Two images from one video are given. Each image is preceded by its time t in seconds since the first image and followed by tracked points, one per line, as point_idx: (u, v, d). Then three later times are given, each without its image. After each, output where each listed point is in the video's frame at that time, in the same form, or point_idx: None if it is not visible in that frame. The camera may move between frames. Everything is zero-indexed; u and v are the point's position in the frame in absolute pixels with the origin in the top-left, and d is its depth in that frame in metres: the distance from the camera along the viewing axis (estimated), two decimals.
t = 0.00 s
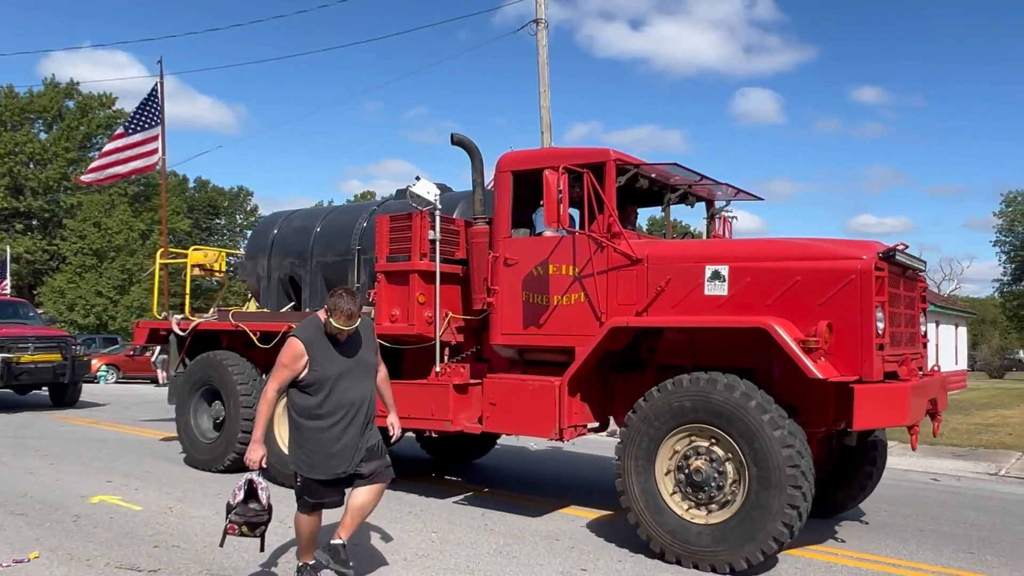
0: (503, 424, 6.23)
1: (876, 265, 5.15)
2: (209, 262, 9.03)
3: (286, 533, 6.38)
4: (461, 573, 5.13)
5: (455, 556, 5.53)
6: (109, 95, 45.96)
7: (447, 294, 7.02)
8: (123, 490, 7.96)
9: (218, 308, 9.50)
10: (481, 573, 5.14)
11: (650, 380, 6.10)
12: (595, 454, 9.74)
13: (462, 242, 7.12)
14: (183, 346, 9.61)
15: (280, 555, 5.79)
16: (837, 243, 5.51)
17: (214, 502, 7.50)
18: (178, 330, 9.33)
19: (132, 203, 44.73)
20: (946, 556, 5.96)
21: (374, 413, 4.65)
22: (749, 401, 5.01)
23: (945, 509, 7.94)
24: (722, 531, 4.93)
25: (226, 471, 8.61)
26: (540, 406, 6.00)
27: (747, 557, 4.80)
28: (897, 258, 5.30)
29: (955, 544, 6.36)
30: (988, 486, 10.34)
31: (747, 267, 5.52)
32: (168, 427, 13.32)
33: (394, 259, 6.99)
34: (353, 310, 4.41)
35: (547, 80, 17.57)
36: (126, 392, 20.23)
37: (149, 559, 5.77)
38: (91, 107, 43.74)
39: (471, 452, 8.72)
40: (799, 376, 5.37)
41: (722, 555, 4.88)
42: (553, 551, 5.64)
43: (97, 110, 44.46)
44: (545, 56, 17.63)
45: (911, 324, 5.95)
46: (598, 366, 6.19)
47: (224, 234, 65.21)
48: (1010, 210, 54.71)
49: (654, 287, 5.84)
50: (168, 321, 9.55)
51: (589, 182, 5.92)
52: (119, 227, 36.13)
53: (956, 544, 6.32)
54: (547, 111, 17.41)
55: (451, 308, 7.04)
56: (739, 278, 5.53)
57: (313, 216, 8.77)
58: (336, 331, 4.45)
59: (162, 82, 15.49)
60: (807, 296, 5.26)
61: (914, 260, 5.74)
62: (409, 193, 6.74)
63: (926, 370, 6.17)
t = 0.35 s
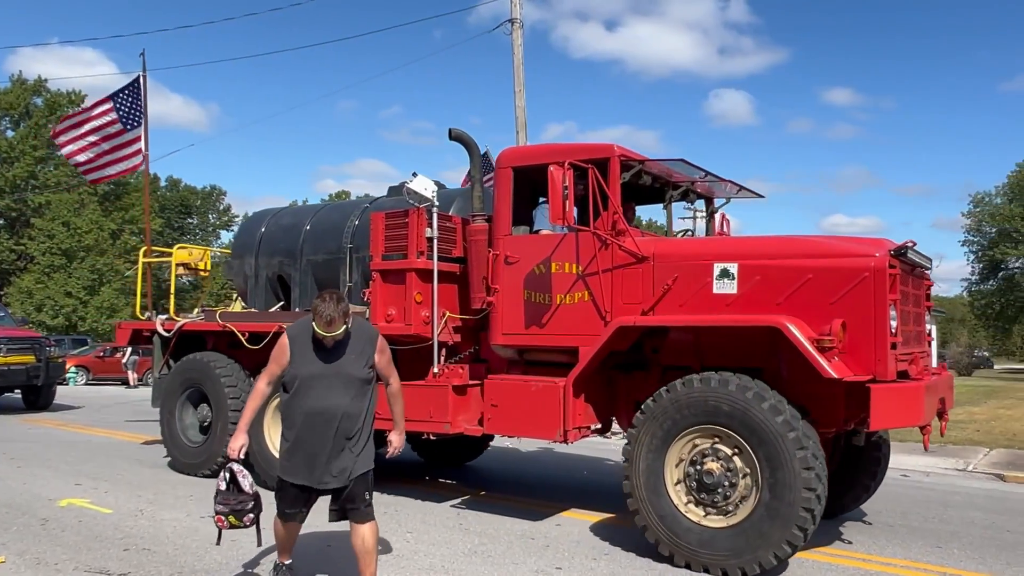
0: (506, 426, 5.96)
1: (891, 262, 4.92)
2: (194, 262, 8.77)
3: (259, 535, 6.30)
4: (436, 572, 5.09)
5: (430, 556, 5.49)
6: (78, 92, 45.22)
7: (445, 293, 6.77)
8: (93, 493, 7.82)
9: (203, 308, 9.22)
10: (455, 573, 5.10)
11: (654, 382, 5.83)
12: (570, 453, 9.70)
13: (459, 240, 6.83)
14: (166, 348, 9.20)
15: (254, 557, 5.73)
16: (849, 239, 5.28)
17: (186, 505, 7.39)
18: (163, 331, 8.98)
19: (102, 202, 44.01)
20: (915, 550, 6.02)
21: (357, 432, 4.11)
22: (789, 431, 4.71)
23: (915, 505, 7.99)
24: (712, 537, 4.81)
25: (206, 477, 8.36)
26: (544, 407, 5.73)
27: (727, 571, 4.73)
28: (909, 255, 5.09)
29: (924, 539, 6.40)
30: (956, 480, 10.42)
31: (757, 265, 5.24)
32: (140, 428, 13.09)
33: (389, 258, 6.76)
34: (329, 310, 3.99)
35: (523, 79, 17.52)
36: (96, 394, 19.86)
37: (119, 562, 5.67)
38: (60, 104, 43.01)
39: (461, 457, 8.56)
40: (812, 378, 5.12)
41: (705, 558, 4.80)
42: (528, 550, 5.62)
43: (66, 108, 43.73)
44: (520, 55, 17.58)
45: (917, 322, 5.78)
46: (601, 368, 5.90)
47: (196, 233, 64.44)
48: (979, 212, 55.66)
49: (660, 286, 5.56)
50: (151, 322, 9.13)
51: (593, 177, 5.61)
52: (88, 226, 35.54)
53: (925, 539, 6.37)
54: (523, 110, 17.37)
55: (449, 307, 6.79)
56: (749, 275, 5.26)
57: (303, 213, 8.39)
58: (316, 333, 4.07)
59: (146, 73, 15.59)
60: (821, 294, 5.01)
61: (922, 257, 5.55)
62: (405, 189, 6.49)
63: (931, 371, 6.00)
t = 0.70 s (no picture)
0: (506, 428, 5.79)
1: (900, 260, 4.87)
2: (175, 260, 8.60)
3: (227, 538, 6.21)
4: (407, 573, 5.04)
5: (401, 556, 5.44)
6: (42, 89, 44.40)
7: (441, 292, 6.60)
8: (56, 496, 7.66)
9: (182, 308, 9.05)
10: (426, 573, 5.06)
11: (656, 382, 5.70)
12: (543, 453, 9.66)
13: (454, 238, 6.69)
14: (147, 349, 8.99)
15: (221, 560, 5.64)
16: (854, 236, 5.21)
17: (153, 507, 7.26)
18: (144, 332, 8.77)
19: (68, 201, 43.17)
20: (881, 545, 6.07)
21: (326, 428, 3.66)
22: (817, 471, 4.53)
23: (883, 501, 8.05)
24: (700, 533, 4.77)
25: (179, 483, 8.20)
26: (546, 409, 5.61)
27: (700, 568, 4.74)
28: (917, 251, 5.04)
29: (891, 534, 6.45)
30: (920, 476, 10.53)
31: (765, 263, 5.15)
32: (107, 431, 12.85)
33: (382, 256, 6.60)
34: (288, 287, 3.66)
35: (494, 79, 17.50)
36: (61, 397, 19.48)
37: (83, 567, 5.56)
38: (23, 101, 42.19)
39: (449, 460, 8.46)
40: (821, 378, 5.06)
41: (688, 552, 4.77)
42: (499, 549, 5.60)
43: (29, 105, 42.92)
44: (492, 55, 17.55)
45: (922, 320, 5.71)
46: (603, 369, 5.79)
47: (164, 232, 63.54)
48: (945, 213, 56.62)
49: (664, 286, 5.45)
50: (131, 324, 8.95)
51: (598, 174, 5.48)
52: (54, 225, 34.84)
53: (891, 534, 6.43)
54: (494, 110, 17.33)
55: (444, 307, 6.64)
56: (756, 273, 5.16)
57: (289, 211, 8.22)
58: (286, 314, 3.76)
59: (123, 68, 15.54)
60: (830, 293, 4.94)
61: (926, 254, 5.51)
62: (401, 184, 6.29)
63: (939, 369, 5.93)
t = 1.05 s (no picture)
0: (508, 430, 5.63)
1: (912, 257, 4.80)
2: (157, 258, 8.44)
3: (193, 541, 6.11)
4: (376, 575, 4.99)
5: (370, 557, 5.38)
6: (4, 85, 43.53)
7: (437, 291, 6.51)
8: (18, 500, 7.50)
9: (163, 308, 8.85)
10: (396, 574, 5.01)
11: (659, 383, 5.65)
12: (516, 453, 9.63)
13: (451, 234, 6.65)
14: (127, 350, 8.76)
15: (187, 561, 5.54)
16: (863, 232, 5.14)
17: (117, 511, 7.13)
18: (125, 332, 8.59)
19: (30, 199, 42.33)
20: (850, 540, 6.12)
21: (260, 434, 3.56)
22: (829, 517, 4.39)
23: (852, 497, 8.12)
24: (688, 520, 4.74)
25: (147, 485, 8.18)
26: (551, 410, 5.46)
27: (675, 550, 4.74)
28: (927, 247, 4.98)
29: (861, 530, 6.49)
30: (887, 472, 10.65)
31: (774, 261, 5.06)
32: (72, 433, 12.60)
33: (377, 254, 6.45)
34: (222, 293, 3.63)
35: (466, 79, 17.46)
36: (23, 400, 19.10)
37: (44, 572, 5.43)
38: None
39: (440, 463, 8.39)
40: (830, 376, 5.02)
41: (671, 533, 4.76)
42: (469, 549, 5.57)
43: None
44: (463, 54, 17.50)
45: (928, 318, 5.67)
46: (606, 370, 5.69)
47: (129, 233, 62.59)
48: (910, 214, 57.61)
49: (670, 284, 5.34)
50: (112, 324, 8.77)
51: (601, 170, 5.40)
52: (15, 224, 34.16)
53: (860, 530, 6.48)
54: (465, 110, 17.32)
55: (440, 306, 6.54)
56: (766, 271, 5.06)
57: (277, 209, 7.97)
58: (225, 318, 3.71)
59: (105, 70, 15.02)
60: (842, 291, 4.86)
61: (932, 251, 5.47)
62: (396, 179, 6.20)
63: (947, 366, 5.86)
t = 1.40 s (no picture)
0: (511, 434, 5.58)
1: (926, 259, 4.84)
2: (140, 258, 8.29)
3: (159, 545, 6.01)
4: None
5: (340, 559, 5.33)
6: None
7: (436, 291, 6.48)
8: None
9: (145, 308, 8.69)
10: None
11: (666, 384, 5.64)
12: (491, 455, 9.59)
13: (449, 234, 6.62)
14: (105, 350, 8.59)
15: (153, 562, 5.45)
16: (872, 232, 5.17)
17: (82, 514, 6.99)
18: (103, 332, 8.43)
19: None
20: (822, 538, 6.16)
21: (122, 447, 3.42)
22: (824, 557, 4.37)
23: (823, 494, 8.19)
24: (687, 501, 4.76)
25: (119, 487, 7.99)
26: (557, 415, 5.43)
27: (662, 523, 4.80)
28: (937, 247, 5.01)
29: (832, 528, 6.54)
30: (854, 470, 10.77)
31: (786, 261, 5.05)
32: (38, 436, 12.34)
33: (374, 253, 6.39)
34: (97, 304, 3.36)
35: (438, 79, 17.42)
36: None
37: None
38: None
39: (431, 466, 8.34)
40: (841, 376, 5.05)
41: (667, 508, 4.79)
42: (440, 550, 5.54)
43: None
44: (436, 55, 17.47)
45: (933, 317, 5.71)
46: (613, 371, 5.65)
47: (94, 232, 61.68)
48: (875, 215, 58.47)
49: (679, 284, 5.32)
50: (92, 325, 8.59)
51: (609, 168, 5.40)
52: None
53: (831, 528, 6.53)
54: (437, 111, 17.28)
55: (439, 306, 6.50)
56: (777, 271, 5.06)
57: (266, 207, 7.87)
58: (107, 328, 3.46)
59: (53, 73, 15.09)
60: (856, 292, 4.87)
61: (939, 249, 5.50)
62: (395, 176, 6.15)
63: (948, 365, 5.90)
